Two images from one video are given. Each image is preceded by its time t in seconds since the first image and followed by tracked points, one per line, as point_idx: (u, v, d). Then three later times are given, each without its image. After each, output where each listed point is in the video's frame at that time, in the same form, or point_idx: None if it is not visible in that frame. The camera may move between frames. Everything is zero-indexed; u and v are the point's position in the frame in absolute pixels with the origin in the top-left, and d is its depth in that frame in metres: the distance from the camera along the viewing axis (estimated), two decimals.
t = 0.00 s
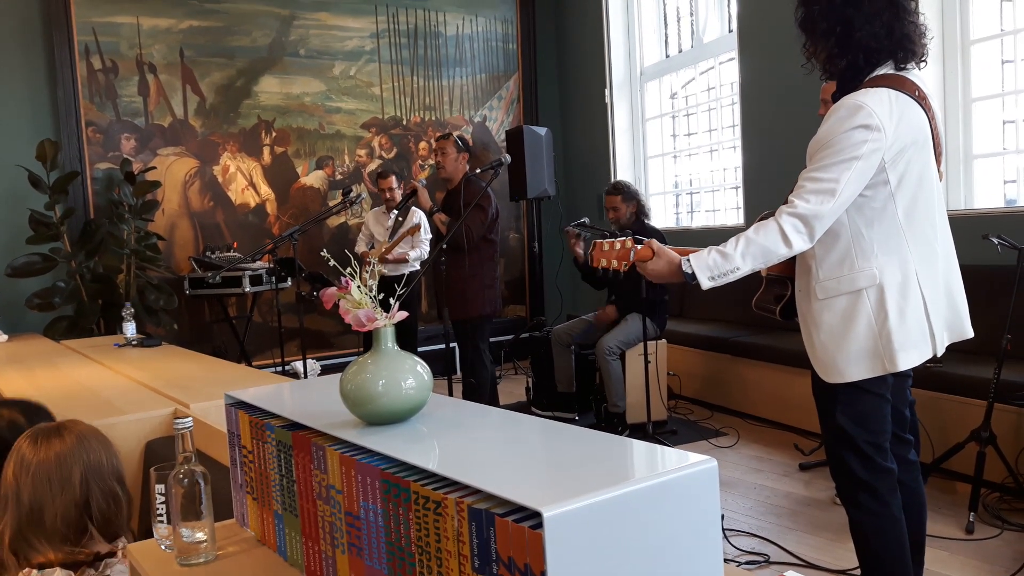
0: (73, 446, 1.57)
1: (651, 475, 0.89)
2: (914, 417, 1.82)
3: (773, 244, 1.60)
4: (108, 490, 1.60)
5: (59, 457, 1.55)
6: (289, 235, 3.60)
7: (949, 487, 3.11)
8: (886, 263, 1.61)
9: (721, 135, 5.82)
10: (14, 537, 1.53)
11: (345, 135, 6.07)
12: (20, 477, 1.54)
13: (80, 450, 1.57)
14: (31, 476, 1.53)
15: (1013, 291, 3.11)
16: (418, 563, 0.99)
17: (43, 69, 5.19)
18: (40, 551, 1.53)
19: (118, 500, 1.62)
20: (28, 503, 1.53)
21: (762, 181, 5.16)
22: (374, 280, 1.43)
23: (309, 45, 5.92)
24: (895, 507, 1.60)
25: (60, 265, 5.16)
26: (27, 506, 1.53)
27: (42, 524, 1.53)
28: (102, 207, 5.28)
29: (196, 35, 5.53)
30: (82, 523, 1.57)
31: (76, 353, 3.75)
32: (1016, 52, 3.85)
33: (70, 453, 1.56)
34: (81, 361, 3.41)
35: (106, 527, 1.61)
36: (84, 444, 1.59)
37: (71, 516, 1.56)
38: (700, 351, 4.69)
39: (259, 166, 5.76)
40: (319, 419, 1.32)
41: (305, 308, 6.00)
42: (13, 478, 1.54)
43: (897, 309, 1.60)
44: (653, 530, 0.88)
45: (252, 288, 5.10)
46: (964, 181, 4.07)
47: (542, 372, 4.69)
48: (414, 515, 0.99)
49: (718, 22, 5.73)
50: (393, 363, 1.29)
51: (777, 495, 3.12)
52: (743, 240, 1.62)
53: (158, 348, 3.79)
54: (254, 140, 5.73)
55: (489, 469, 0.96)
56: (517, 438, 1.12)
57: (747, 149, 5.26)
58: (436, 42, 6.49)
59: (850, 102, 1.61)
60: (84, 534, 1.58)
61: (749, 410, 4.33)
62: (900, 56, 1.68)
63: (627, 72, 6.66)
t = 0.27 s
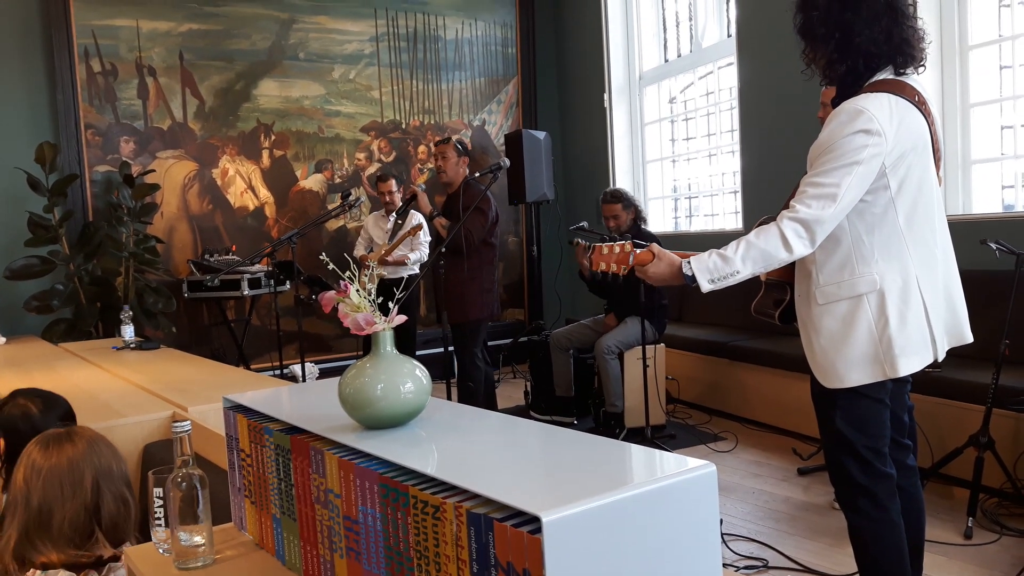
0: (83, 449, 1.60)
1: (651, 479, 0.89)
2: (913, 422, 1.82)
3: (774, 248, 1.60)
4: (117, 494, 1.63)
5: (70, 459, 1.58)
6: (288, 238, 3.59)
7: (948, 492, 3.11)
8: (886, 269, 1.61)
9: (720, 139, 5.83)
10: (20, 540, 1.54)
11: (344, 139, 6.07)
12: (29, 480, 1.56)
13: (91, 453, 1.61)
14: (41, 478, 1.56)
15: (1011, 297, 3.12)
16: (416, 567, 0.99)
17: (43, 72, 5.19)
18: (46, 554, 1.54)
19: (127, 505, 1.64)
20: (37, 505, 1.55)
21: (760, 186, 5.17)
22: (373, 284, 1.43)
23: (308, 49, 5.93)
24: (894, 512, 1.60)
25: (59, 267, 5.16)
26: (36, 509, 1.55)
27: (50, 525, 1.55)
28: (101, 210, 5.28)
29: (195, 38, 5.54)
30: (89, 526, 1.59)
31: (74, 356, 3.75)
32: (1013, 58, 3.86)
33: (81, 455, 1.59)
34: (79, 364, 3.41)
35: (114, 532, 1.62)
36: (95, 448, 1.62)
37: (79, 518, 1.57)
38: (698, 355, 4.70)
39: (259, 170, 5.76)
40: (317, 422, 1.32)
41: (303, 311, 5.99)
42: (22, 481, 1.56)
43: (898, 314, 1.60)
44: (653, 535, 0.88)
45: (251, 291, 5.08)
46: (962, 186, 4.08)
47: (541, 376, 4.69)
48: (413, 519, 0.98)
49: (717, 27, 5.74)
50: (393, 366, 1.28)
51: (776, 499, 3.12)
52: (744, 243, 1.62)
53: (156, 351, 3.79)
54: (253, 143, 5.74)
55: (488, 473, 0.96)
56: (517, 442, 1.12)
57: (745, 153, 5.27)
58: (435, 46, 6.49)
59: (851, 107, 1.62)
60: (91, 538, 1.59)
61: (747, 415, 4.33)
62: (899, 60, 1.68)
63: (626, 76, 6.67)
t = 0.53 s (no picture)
0: (102, 447, 1.57)
1: (650, 478, 0.88)
2: (912, 421, 1.82)
3: (775, 247, 1.60)
4: (133, 494, 1.60)
5: (89, 457, 1.55)
6: (287, 236, 3.58)
7: (946, 491, 3.11)
8: (887, 268, 1.61)
9: (720, 138, 5.83)
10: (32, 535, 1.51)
11: (343, 137, 6.07)
12: (46, 475, 1.53)
13: (111, 453, 1.58)
14: (58, 475, 1.52)
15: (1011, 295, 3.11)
16: (415, 566, 0.99)
17: (42, 69, 5.19)
18: (56, 551, 1.51)
19: (141, 505, 1.62)
20: (51, 501, 1.51)
21: (760, 184, 5.16)
22: (372, 281, 1.43)
23: (307, 46, 5.92)
24: (893, 511, 1.60)
25: (57, 265, 5.15)
26: (51, 505, 1.51)
27: (63, 523, 1.52)
28: (100, 208, 5.28)
29: (194, 36, 5.53)
30: (101, 526, 1.56)
31: (73, 354, 3.74)
32: (1013, 57, 3.86)
33: (101, 455, 1.56)
34: (78, 362, 3.40)
35: (125, 532, 1.60)
36: (114, 447, 1.59)
37: (93, 518, 1.55)
38: (697, 354, 4.70)
39: (258, 167, 5.76)
40: (316, 421, 1.32)
41: (302, 309, 5.99)
42: (38, 476, 1.53)
43: (898, 314, 1.60)
44: (655, 531, 0.88)
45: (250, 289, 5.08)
46: (962, 185, 4.08)
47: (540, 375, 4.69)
48: (412, 517, 0.98)
49: (717, 25, 5.73)
50: (392, 364, 1.28)
51: (775, 498, 3.12)
52: (745, 242, 1.62)
53: (155, 349, 3.78)
54: (252, 141, 5.73)
55: (487, 472, 0.96)
56: (516, 440, 1.11)
57: (745, 152, 5.27)
58: (435, 44, 6.49)
59: (852, 106, 1.62)
60: (102, 537, 1.57)
61: (746, 413, 4.33)
62: (899, 60, 1.68)
63: (626, 74, 6.67)
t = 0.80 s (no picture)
0: (128, 453, 1.58)
1: (649, 478, 0.88)
2: (910, 422, 1.82)
3: (775, 247, 1.60)
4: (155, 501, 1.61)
5: (116, 460, 1.57)
6: (286, 236, 3.57)
7: (945, 492, 3.11)
8: (886, 268, 1.61)
9: (719, 138, 5.83)
10: (47, 528, 1.54)
11: (343, 137, 6.07)
12: (71, 473, 1.55)
13: (137, 460, 1.58)
14: (82, 474, 1.55)
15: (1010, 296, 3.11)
16: (414, 567, 0.99)
17: (41, 69, 5.18)
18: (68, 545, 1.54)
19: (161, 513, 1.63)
20: (72, 500, 1.54)
21: (759, 185, 5.17)
22: (371, 282, 1.43)
23: (307, 46, 5.92)
24: (891, 511, 1.60)
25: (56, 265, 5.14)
26: (72, 502, 1.54)
27: (80, 520, 1.54)
28: (99, 208, 5.27)
29: (193, 36, 5.52)
30: (117, 528, 1.58)
31: (71, 354, 3.74)
32: (1013, 57, 3.86)
33: (128, 459, 1.57)
34: (77, 362, 3.40)
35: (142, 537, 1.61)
36: (145, 453, 1.60)
37: (111, 519, 1.56)
38: (696, 354, 4.69)
39: (257, 167, 5.75)
40: (315, 421, 1.31)
41: (301, 309, 5.99)
42: (65, 473, 1.56)
43: (898, 314, 1.60)
44: (654, 532, 0.88)
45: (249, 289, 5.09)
46: (961, 186, 4.08)
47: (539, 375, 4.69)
48: (410, 518, 0.98)
49: (716, 25, 5.74)
50: (391, 365, 1.28)
51: (774, 498, 3.12)
52: (745, 242, 1.62)
53: (154, 349, 3.78)
54: (252, 141, 5.73)
55: (485, 473, 0.96)
56: (515, 441, 1.11)
57: (744, 152, 5.27)
58: (434, 44, 6.49)
59: (851, 106, 1.62)
60: (117, 539, 1.58)
61: (745, 414, 4.33)
62: (897, 60, 1.68)
63: (625, 74, 6.67)
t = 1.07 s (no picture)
0: (148, 450, 1.79)
1: (647, 478, 0.88)
2: (908, 421, 1.82)
3: (773, 246, 1.60)
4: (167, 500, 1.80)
5: (135, 460, 1.77)
6: (284, 236, 3.56)
7: (943, 491, 3.12)
8: (883, 268, 1.61)
9: (717, 138, 5.83)
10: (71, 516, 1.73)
11: (341, 137, 6.06)
12: (94, 467, 1.75)
13: (154, 456, 1.79)
14: (105, 469, 1.75)
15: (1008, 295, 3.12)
16: (412, 567, 0.99)
17: (38, 70, 5.18)
18: (86, 535, 1.73)
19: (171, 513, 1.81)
20: (94, 492, 1.74)
21: (757, 185, 5.17)
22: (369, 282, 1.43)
23: (304, 47, 5.92)
24: (889, 511, 1.60)
25: (54, 265, 5.14)
26: (92, 496, 1.74)
27: (98, 513, 1.74)
28: (97, 208, 5.27)
29: (191, 36, 5.52)
30: (129, 524, 1.76)
31: (69, 354, 3.73)
32: (1010, 57, 3.86)
33: (145, 459, 1.78)
34: (75, 362, 3.40)
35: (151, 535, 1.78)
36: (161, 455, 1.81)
37: (125, 515, 1.75)
38: (694, 354, 4.70)
39: (255, 167, 5.75)
40: (313, 421, 1.31)
41: (300, 309, 5.98)
42: (87, 467, 1.76)
43: (894, 314, 1.60)
44: (651, 532, 0.88)
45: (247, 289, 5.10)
46: (959, 186, 4.09)
47: (538, 375, 4.69)
48: (408, 518, 0.98)
49: (714, 25, 5.74)
50: (388, 364, 1.28)
51: (772, 498, 3.12)
52: (743, 240, 1.62)
53: (152, 349, 3.78)
54: (249, 142, 5.72)
55: (483, 473, 0.96)
56: (513, 440, 1.11)
57: (742, 152, 5.27)
58: (432, 45, 6.49)
59: (849, 106, 1.62)
60: (128, 534, 1.76)
61: (744, 414, 4.34)
62: (895, 61, 1.69)
63: (623, 74, 6.67)
